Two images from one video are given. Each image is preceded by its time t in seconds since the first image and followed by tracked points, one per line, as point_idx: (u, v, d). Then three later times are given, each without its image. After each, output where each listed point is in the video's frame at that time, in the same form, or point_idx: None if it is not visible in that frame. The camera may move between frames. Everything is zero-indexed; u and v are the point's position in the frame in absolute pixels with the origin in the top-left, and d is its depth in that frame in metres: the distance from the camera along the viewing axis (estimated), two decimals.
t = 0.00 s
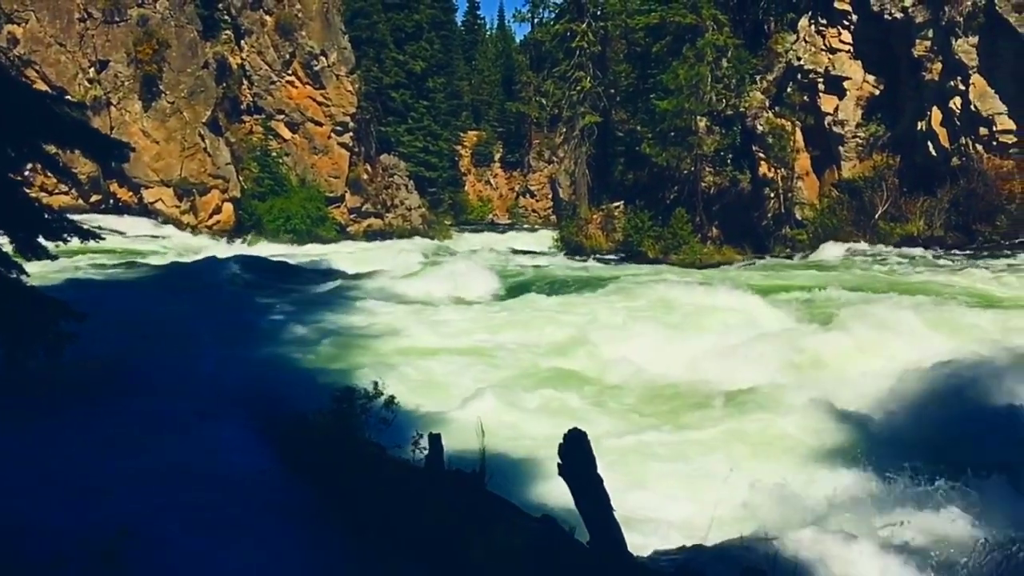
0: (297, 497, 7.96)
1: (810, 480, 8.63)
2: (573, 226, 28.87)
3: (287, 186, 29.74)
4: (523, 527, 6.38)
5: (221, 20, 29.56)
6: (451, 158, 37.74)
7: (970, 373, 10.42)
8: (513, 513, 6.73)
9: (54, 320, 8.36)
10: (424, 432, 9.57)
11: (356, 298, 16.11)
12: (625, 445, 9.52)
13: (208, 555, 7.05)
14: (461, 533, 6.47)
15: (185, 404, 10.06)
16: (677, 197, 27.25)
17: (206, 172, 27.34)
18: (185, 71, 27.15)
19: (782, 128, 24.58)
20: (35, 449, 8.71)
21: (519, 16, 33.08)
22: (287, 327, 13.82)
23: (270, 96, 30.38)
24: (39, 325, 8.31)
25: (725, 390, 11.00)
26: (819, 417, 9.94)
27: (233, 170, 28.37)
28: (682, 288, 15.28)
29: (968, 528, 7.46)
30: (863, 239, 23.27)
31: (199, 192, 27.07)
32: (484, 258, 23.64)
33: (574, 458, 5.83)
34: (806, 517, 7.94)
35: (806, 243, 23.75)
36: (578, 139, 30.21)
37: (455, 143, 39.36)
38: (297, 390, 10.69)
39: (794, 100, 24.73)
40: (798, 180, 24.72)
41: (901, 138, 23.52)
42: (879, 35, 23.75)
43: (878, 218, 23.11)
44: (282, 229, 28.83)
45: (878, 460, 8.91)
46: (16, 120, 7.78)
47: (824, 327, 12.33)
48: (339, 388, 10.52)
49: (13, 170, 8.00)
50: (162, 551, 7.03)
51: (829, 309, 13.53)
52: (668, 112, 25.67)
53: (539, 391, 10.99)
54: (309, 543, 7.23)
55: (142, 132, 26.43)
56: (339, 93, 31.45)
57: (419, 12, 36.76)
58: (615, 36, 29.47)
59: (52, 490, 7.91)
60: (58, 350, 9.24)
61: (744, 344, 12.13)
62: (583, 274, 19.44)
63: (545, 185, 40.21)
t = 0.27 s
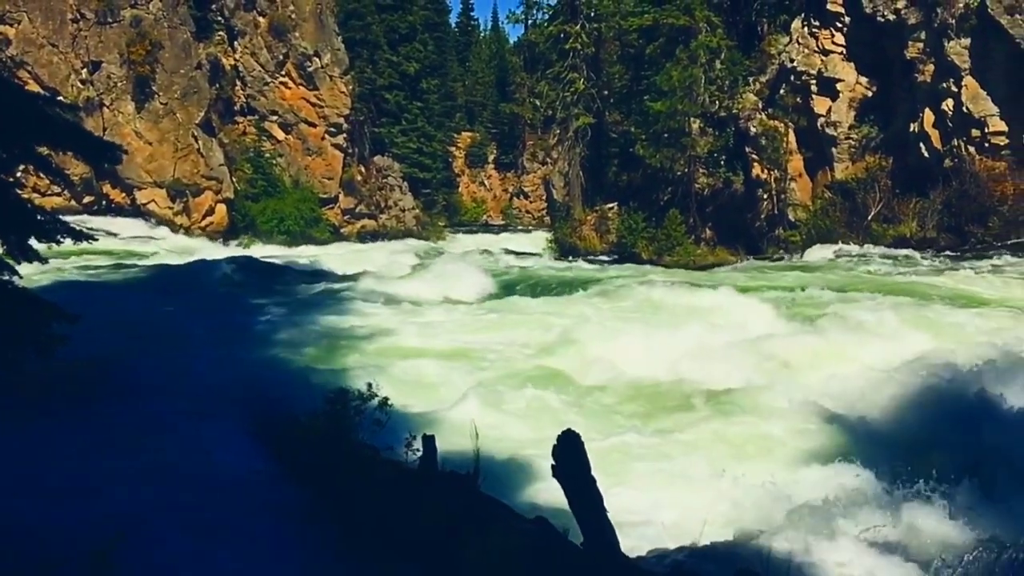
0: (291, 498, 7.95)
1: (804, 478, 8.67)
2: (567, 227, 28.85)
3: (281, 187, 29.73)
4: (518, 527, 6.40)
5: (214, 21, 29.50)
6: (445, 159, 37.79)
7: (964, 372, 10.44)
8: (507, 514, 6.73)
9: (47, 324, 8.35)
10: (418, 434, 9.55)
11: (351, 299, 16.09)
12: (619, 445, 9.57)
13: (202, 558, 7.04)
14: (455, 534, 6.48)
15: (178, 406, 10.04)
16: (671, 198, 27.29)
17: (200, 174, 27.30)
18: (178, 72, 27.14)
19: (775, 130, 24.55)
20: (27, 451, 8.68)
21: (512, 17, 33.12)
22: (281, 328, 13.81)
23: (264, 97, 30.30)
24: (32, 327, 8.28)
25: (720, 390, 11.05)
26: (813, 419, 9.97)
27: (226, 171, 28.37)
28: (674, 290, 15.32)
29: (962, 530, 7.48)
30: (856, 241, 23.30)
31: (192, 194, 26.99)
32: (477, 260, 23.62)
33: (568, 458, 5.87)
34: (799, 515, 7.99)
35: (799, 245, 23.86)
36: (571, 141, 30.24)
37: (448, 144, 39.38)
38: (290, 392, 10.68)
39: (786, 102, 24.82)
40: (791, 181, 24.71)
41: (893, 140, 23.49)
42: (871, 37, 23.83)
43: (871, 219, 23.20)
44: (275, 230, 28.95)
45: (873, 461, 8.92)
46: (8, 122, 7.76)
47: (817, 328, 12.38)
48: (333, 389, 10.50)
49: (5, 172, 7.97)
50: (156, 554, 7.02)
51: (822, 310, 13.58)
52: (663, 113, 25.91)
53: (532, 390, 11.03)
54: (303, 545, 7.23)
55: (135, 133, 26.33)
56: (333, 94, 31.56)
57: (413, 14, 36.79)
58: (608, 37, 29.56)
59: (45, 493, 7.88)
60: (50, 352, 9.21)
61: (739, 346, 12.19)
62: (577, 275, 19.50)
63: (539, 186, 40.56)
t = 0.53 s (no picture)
0: (283, 500, 7.92)
1: (796, 480, 8.69)
2: (560, 228, 28.84)
3: (273, 189, 29.70)
4: (509, 529, 6.39)
5: (206, 22, 29.23)
6: (438, 161, 37.78)
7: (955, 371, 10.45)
8: (500, 516, 6.72)
9: (38, 326, 8.31)
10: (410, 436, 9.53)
11: (343, 301, 16.05)
12: (611, 447, 9.55)
13: (195, 560, 7.01)
14: (450, 537, 6.46)
15: (169, 408, 10.00)
16: (664, 200, 27.30)
17: (192, 175, 27.24)
18: (171, 73, 27.11)
19: (768, 132, 24.67)
20: (17, 453, 8.65)
21: (505, 19, 33.11)
22: (273, 330, 13.77)
23: (256, 98, 30.27)
24: (22, 330, 8.24)
25: (712, 392, 11.05)
26: (805, 422, 9.95)
27: (219, 172, 28.31)
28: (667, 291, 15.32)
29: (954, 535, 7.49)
30: (847, 242, 23.18)
31: (184, 195, 26.96)
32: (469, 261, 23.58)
33: (561, 460, 5.86)
34: (790, 518, 7.99)
35: (791, 246, 23.83)
36: (564, 142, 30.24)
37: (442, 145, 39.35)
38: (282, 394, 10.64)
39: (779, 103, 24.80)
40: (783, 183, 24.69)
41: (885, 141, 23.61)
42: (863, 39, 23.89)
43: (863, 222, 23.13)
44: (268, 231, 28.96)
45: (865, 463, 8.93)
46: None
47: (809, 331, 12.38)
48: (326, 391, 10.48)
49: None
50: (147, 556, 7.00)
51: (813, 311, 13.58)
52: (655, 115, 26.06)
53: (525, 393, 11.00)
54: (295, 547, 7.21)
55: (127, 134, 26.21)
56: (326, 96, 31.49)
57: (406, 15, 36.76)
58: (601, 39, 29.62)
59: (36, 495, 7.85)
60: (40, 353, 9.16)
61: (731, 349, 12.19)
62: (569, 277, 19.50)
63: (532, 188, 40.25)
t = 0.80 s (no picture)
0: (276, 501, 7.90)
1: (788, 480, 8.72)
2: (553, 230, 28.88)
3: (266, 189, 29.65)
4: (502, 529, 6.40)
5: (198, 23, 29.05)
6: (431, 162, 37.78)
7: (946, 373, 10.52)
8: (493, 516, 6.72)
9: (28, 328, 8.27)
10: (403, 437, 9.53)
11: (336, 302, 16.04)
12: (604, 448, 9.56)
13: (189, 561, 6.99)
14: (444, 538, 6.46)
15: (160, 409, 9.97)
16: (656, 201, 27.33)
17: (184, 176, 27.20)
18: (163, 74, 26.99)
19: (760, 133, 24.71)
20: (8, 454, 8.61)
21: (499, 20, 33.14)
22: (265, 331, 13.74)
23: (248, 99, 30.21)
24: (14, 330, 8.22)
25: (705, 392, 11.07)
26: (797, 422, 9.98)
27: (211, 173, 28.28)
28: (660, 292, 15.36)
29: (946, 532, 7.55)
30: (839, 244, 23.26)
31: (176, 195, 26.89)
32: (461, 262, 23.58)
33: (554, 461, 5.88)
34: (783, 519, 8.02)
35: (784, 247, 23.92)
36: (557, 144, 30.27)
37: (435, 147, 39.37)
38: (274, 394, 10.63)
39: (772, 105, 24.88)
40: (776, 184, 24.79)
41: (877, 143, 23.69)
42: (854, 41, 23.98)
43: (854, 223, 23.19)
44: (261, 232, 28.89)
45: (856, 464, 8.96)
46: None
47: (800, 332, 12.43)
48: (318, 392, 10.47)
49: None
50: (140, 558, 6.97)
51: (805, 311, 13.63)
52: (649, 116, 25.86)
53: (517, 394, 11.01)
54: (290, 549, 7.18)
55: (118, 134, 26.07)
56: (319, 97, 31.52)
57: (399, 16, 36.75)
58: (594, 40, 29.69)
59: (28, 496, 7.83)
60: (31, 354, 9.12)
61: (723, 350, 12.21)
62: (562, 279, 19.52)
63: (525, 189, 40.76)
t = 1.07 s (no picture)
0: (270, 501, 7.88)
1: (782, 481, 8.73)
2: (547, 231, 28.97)
3: (259, 190, 29.59)
4: (495, 530, 6.39)
5: (192, 23, 29.30)
6: (425, 162, 37.78)
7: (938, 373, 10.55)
8: (486, 517, 6.70)
9: (21, 329, 8.26)
10: (396, 438, 9.50)
11: (330, 303, 16.02)
12: (598, 450, 9.56)
13: (181, 563, 6.97)
14: (437, 538, 6.44)
15: (155, 409, 9.95)
16: (650, 202, 27.39)
17: (178, 176, 27.17)
18: (157, 74, 26.95)
19: (754, 134, 24.84)
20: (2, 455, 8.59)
21: (492, 21, 33.14)
22: (259, 332, 13.70)
23: (242, 99, 30.16)
24: (7, 331, 8.19)
25: (699, 393, 11.07)
26: (790, 423, 9.99)
27: (204, 173, 28.24)
28: (655, 293, 15.37)
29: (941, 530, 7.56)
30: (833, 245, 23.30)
31: (170, 196, 26.84)
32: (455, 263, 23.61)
33: (547, 462, 5.88)
34: (777, 520, 8.02)
35: (777, 248, 23.96)
36: (551, 145, 30.29)
37: (429, 147, 39.39)
38: (268, 396, 10.61)
39: (765, 106, 24.95)
40: (769, 185, 24.83)
41: (870, 144, 23.74)
42: (848, 43, 24.04)
43: (847, 224, 23.26)
44: (255, 232, 28.82)
45: (850, 465, 8.97)
46: None
47: (794, 332, 12.44)
48: (312, 393, 10.45)
49: None
50: (133, 559, 6.96)
51: (800, 311, 13.63)
52: (641, 117, 26.07)
53: (511, 395, 11.01)
54: (283, 551, 7.16)
55: (111, 135, 26.08)
56: (313, 97, 31.45)
57: (393, 16, 36.75)
58: (588, 41, 29.81)
59: (21, 497, 7.81)
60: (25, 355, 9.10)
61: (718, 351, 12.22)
62: (555, 279, 19.62)
63: (520, 189, 40.48)
